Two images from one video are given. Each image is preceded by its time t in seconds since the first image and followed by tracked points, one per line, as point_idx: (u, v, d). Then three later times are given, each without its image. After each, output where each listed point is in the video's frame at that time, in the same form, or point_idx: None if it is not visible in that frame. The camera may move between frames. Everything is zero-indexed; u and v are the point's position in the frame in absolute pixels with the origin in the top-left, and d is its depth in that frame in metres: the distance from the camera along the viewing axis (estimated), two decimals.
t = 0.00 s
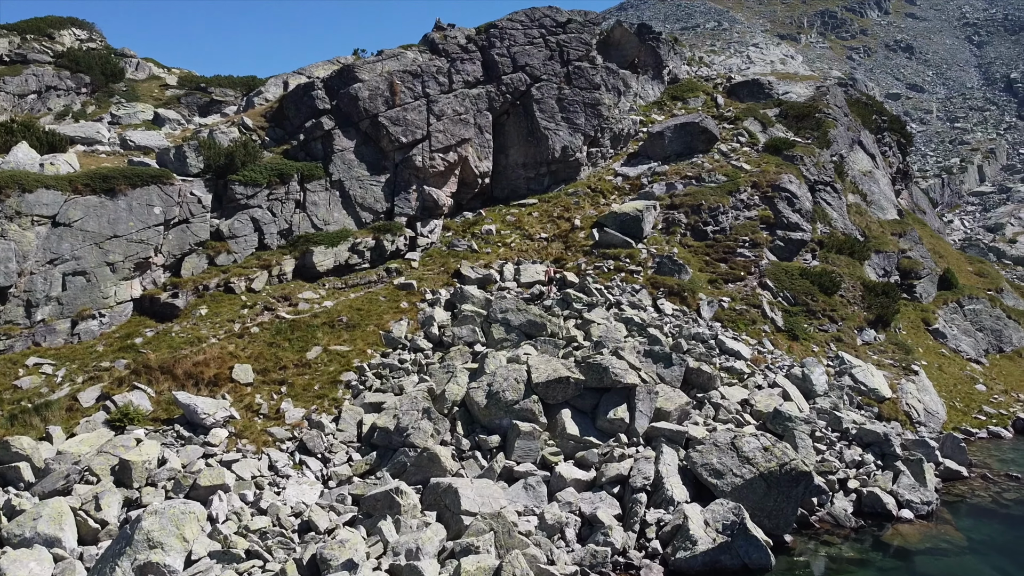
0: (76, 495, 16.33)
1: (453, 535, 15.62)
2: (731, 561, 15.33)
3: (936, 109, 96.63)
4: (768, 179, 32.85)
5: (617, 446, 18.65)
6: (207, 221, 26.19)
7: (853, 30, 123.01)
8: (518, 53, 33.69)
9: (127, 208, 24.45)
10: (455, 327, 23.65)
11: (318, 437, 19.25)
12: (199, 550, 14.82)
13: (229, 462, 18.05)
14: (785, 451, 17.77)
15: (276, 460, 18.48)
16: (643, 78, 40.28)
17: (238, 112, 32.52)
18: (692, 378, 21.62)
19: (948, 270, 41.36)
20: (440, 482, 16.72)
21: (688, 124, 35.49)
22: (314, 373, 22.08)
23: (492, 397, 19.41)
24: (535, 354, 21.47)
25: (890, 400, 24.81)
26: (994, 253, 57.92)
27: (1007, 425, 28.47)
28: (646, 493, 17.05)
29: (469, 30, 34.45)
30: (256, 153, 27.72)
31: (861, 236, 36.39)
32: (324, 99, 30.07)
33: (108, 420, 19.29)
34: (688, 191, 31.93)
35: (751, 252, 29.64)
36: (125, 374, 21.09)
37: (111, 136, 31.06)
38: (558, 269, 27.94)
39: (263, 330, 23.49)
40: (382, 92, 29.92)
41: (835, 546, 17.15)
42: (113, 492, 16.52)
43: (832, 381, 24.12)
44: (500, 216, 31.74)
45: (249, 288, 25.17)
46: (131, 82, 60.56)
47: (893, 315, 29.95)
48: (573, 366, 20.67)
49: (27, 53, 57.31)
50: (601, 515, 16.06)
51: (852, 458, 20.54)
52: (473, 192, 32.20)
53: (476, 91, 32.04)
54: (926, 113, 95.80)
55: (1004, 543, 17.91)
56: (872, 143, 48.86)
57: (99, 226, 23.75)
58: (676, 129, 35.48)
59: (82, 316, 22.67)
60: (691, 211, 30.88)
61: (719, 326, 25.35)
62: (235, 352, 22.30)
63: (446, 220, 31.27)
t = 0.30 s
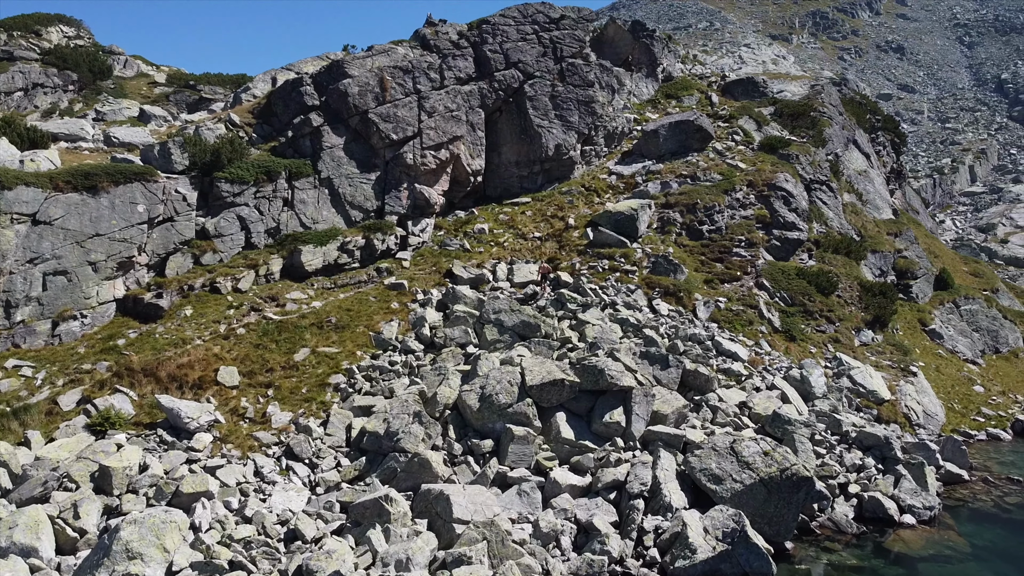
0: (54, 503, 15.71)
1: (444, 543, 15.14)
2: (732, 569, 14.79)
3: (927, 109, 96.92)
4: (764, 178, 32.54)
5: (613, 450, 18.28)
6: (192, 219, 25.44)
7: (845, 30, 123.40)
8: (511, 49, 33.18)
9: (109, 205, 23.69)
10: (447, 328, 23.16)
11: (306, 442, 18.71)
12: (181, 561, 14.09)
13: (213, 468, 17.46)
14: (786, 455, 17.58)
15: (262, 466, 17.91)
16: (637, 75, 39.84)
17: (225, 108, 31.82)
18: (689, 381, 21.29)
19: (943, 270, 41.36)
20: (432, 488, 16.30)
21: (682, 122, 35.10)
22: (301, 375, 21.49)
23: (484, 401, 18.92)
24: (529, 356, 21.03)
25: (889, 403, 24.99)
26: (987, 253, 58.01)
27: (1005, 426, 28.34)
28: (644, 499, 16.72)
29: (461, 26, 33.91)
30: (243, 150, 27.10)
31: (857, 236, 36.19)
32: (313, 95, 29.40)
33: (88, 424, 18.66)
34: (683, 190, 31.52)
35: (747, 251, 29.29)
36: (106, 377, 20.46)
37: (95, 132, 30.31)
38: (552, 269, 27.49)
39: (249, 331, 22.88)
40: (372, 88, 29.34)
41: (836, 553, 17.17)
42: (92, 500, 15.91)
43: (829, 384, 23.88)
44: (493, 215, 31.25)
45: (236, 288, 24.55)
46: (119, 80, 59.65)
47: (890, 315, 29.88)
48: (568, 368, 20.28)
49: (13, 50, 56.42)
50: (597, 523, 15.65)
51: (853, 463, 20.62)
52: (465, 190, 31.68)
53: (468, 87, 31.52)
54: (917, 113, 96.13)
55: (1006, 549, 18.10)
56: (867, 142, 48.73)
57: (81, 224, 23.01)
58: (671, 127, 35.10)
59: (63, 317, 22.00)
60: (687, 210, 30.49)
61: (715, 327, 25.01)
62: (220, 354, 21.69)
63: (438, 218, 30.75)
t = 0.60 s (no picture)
0: (39, 511, 15.10)
1: (442, 554, 14.58)
2: None
3: (929, 109, 96.36)
4: (769, 177, 31.96)
5: (617, 455, 17.72)
6: (185, 218, 24.87)
7: (845, 30, 122.87)
8: (512, 45, 32.58)
9: (100, 204, 23.11)
10: (446, 329, 22.59)
11: (300, 447, 18.14)
12: (168, 573, 13.50)
13: (204, 475, 16.89)
14: (796, 462, 17.07)
15: (254, 472, 17.37)
16: (639, 72, 39.24)
17: (220, 105, 31.22)
18: (694, 384, 20.82)
19: (949, 270, 40.79)
20: (430, 496, 15.72)
21: (685, 120, 34.51)
22: (296, 378, 20.90)
23: (484, 404, 18.34)
24: (530, 358, 20.48)
25: (898, 406, 24.48)
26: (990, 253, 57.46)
27: (1015, 430, 27.76)
28: (649, 507, 16.17)
29: (461, 22, 33.32)
30: (237, 147, 26.52)
31: (863, 235, 35.60)
32: (309, 92, 28.81)
33: (76, 429, 18.07)
34: (687, 187, 30.99)
35: (753, 251, 28.70)
36: (95, 380, 19.88)
37: (88, 129, 29.69)
38: (553, 269, 26.92)
39: (243, 333, 22.29)
40: (369, 84, 28.72)
41: (847, 562, 16.63)
42: (79, 508, 15.32)
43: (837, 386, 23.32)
44: (493, 214, 30.68)
45: (230, 288, 23.97)
46: (116, 78, 58.98)
47: (898, 316, 29.39)
48: (570, 370, 19.72)
49: (10, 48, 55.85)
50: (601, 532, 15.03)
51: (862, 468, 20.08)
52: (465, 189, 31.08)
53: (467, 84, 30.92)
54: (918, 112, 95.62)
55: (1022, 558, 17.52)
56: (871, 141, 48.13)
57: (70, 223, 22.41)
58: (674, 125, 34.56)
59: (52, 318, 21.42)
60: (690, 208, 29.91)
61: (721, 328, 24.45)
62: (213, 356, 21.11)
63: (437, 217, 30.19)
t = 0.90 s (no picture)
0: (22, 520, 14.44)
1: (441, 566, 13.97)
2: None
3: (931, 108, 95.69)
4: (774, 175, 31.37)
5: (622, 462, 17.12)
6: (178, 216, 24.22)
7: (846, 29, 122.30)
8: (512, 41, 31.95)
9: (89, 201, 22.48)
10: (445, 330, 22.00)
11: (294, 453, 17.51)
12: None
13: (194, 482, 16.24)
14: (807, 469, 16.46)
15: (246, 479, 16.78)
16: (642, 69, 38.61)
17: (215, 101, 30.58)
18: (700, 387, 20.20)
19: (955, 270, 40.15)
20: (427, 505, 15.15)
21: (689, 117, 33.85)
22: (291, 382, 20.26)
23: (484, 409, 17.78)
24: (531, 361, 19.91)
25: (908, 409, 23.88)
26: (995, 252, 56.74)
27: None
28: (655, 516, 15.55)
29: (460, 17, 32.68)
30: (231, 143, 25.92)
31: (869, 234, 34.99)
32: (305, 88, 28.07)
33: (62, 434, 17.43)
34: (691, 186, 30.38)
35: (758, 250, 28.08)
36: (84, 383, 19.26)
37: (80, 126, 29.05)
38: (554, 268, 26.32)
39: (236, 334, 21.66)
40: (367, 80, 28.07)
41: (860, 572, 16.03)
42: (63, 516, 14.65)
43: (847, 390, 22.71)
44: (494, 213, 30.07)
45: (223, 288, 23.32)
46: (113, 76, 58.36)
47: (906, 317, 28.79)
48: (573, 373, 19.12)
49: (5, 46, 55.27)
50: (606, 542, 14.46)
51: (874, 474, 19.49)
52: (465, 187, 30.45)
53: (467, 80, 30.29)
54: (919, 112, 94.97)
55: None
56: (876, 139, 47.51)
57: (59, 221, 21.76)
58: (677, 122, 33.95)
59: (40, 319, 20.76)
60: (695, 207, 29.27)
61: (726, 329, 23.86)
62: (205, 358, 20.49)
63: (436, 216, 29.59)
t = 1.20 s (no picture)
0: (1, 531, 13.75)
1: None
2: None
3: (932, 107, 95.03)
4: (780, 173, 30.73)
5: (627, 469, 16.48)
6: (169, 214, 23.54)
7: (847, 29, 121.60)
8: (513, 36, 31.25)
9: (78, 199, 21.73)
10: (444, 332, 21.37)
11: (287, 459, 16.85)
12: None
13: (182, 491, 15.55)
14: (821, 477, 15.80)
15: (237, 487, 16.10)
16: (644, 66, 37.94)
17: (209, 97, 29.89)
18: (708, 392, 19.65)
19: (962, 270, 39.48)
20: (425, 515, 14.51)
21: (694, 114, 33.16)
22: (284, 385, 19.57)
23: (484, 414, 17.11)
24: (533, 364, 19.30)
25: (919, 413, 23.23)
26: (999, 251, 56.04)
27: None
28: (663, 526, 14.90)
29: (460, 11, 31.94)
30: (225, 140, 25.27)
31: (876, 233, 34.33)
32: (301, 83, 27.18)
33: (47, 440, 16.75)
34: (696, 184, 29.73)
35: (765, 250, 27.42)
36: (70, 387, 18.60)
37: (72, 123, 28.38)
38: (556, 268, 25.68)
39: (229, 336, 21.00)
40: (364, 75, 27.33)
41: None
42: (45, 526, 13.95)
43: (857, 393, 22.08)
44: (494, 211, 29.44)
45: (216, 288, 22.65)
46: (111, 74, 57.71)
47: (916, 318, 28.15)
48: (576, 377, 18.45)
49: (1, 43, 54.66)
50: (612, 554, 13.79)
51: (887, 481, 18.86)
52: (465, 185, 29.83)
53: (467, 75, 29.62)
54: (921, 111, 94.24)
55: None
56: (881, 137, 46.83)
57: (46, 220, 21.02)
58: (681, 119, 33.28)
59: (26, 320, 20.06)
60: (699, 205, 28.60)
61: (733, 331, 23.20)
62: (196, 361, 19.83)
63: (435, 215, 29.01)
